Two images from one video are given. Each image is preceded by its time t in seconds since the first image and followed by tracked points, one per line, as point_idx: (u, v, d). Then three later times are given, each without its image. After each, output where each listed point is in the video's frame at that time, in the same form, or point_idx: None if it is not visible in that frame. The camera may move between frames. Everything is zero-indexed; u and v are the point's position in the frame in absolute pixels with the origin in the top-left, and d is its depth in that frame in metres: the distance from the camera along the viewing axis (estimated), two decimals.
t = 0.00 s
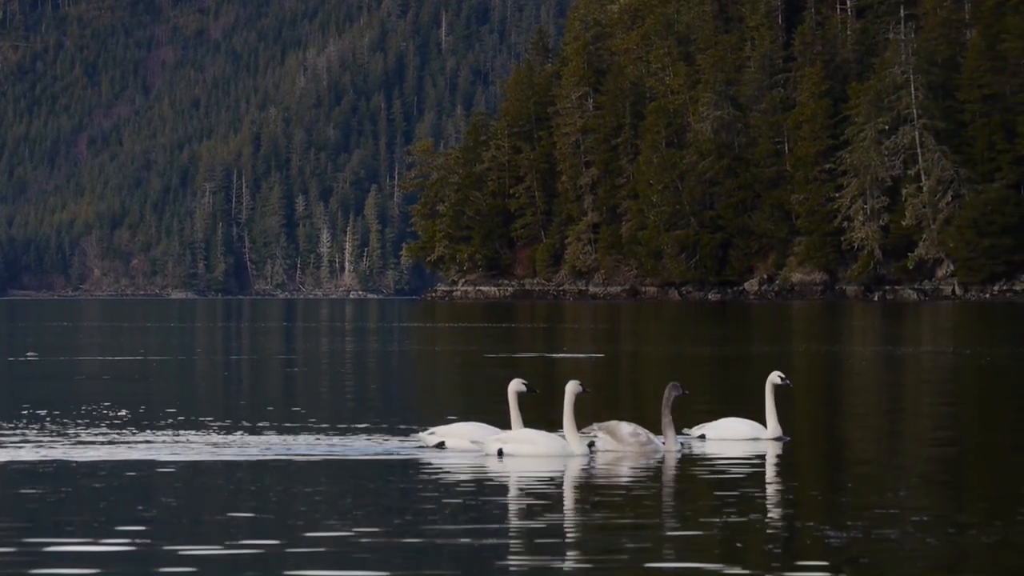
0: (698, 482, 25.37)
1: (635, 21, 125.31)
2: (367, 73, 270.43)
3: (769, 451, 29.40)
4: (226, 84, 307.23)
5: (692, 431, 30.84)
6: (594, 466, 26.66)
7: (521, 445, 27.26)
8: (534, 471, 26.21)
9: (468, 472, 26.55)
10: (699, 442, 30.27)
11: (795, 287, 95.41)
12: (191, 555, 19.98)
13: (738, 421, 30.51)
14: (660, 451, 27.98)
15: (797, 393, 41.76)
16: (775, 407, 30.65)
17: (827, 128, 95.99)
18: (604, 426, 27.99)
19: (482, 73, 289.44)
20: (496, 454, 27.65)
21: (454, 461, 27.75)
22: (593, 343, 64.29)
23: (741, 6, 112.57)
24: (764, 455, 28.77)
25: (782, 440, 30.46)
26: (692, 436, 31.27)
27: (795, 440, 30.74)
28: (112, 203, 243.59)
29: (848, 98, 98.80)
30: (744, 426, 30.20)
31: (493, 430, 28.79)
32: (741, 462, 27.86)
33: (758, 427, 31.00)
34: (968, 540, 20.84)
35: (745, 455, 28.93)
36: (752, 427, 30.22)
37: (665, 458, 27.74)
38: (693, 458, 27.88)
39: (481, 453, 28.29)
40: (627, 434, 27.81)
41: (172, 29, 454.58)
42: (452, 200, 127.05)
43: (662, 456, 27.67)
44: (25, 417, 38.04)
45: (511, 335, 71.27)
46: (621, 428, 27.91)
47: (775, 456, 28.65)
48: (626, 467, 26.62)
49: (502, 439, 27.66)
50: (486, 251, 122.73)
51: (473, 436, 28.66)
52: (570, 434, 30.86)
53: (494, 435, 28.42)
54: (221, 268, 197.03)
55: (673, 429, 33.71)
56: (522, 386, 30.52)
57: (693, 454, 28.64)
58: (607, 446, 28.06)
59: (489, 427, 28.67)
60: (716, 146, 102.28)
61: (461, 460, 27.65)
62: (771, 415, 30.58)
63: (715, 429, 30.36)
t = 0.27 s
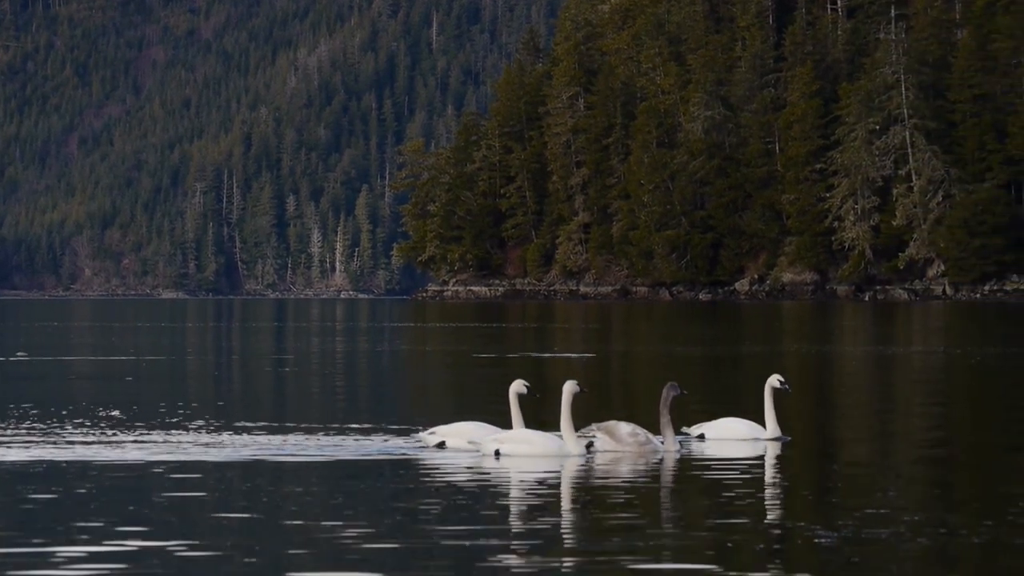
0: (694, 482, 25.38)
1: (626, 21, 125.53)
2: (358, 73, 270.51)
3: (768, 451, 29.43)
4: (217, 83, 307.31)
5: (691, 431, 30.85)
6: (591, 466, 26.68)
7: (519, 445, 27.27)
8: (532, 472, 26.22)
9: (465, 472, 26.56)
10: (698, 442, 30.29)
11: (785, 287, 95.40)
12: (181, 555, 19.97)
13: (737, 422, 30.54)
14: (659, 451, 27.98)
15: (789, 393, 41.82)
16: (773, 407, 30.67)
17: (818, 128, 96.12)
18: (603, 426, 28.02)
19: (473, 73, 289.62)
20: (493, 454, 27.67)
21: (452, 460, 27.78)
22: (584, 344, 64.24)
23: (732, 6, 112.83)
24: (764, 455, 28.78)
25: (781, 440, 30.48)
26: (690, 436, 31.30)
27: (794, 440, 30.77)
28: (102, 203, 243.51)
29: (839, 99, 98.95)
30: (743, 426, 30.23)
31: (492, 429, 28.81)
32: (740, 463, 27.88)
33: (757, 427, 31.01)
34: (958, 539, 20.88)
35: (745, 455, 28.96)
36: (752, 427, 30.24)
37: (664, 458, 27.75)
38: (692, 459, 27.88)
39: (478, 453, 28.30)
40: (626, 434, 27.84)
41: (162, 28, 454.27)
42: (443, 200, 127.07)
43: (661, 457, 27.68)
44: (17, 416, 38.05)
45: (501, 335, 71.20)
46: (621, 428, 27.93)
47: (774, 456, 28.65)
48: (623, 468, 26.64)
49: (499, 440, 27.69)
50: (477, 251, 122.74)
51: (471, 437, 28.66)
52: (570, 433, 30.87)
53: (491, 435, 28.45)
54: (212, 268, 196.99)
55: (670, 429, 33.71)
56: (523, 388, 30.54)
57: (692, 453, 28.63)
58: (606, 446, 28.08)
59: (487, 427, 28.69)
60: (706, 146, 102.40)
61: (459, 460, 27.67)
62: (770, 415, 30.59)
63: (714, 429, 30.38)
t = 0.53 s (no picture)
0: (689, 482, 25.39)
1: (617, 20, 125.78)
2: (349, 72, 270.59)
3: (769, 451, 29.43)
4: (208, 83, 307.43)
5: (691, 431, 30.82)
6: (588, 465, 26.69)
7: (516, 445, 27.30)
8: (529, 472, 26.24)
9: (462, 471, 26.55)
10: (698, 441, 30.27)
11: (776, 286, 95.35)
12: (171, 555, 19.95)
13: (738, 421, 30.51)
14: (658, 450, 27.96)
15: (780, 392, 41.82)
16: (774, 406, 30.67)
17: (809, 128, 96.20)
18: (602, 426, 28.03)
19: (463, 73, 289.92)
20: (491, 454, 27.69)
21: (450, 460, 27.79)
22: (575, 343, 64.08)
23: (723, 6, 113.08)
24: (764, 455, 28.76)
25: (781, 440, 30.50)
26: (688, 435, 31.29)
27: (794, 440, 30.79)
28: (93, 202, 243.34)
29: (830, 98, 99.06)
30: (742, 426, 30.23)
31: (491, 428, 28.82)
32: (741, 463, 27.85)
33: (757, 427, 31.00)
34: (948, 538, 20.89)
35: (747, 454, 28.93)
36: (751, 426, 30.24)
37: (665, 458, 27.71)
38: (693, 459, 27.86)
39: (475, 451, 28.31)
40: (626, 434, 27.85)
41: (153, 28, 453.75)
42: (433, 200, 126.92)
43: (662, 457, 27.65)
44: (9, 416, 38.01)
45: (491, 335, 71.05)
46: (620, 428, 27.95)
47: (773, 456, 28.65)
48: (623, 467, 26.61)
49: (496, 439, 27.70)
50: (468, 250, 122.69)
51: (469, 436, 28.68)
52: (570, 434, 30.86)
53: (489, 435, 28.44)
54: (202, 268, 196.77)
55: (667, 427, 33.74)
56: (523, 389, 30.50)
57: (691, 454, 28.60)
58: (605, 447, 28.03)
59: (485, 426, 28.69)
60: (698, 145, 102.44)
61: (456, 461, 27.67)
62: (770, 416, 30.62)
63: (714, 429, 30.37)
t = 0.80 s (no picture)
0: (687, 482, 25.36)
1: (608, 21, 125.87)
2: (341, 73, 270.32)
3: (769, 451, 29.40)
4: (200, 84, 307.21)
5: (691, 431, 30.80)
6: (587, 466, 26.66)
7: (515, 446, 27.26)
8: (528, 472, 26.20)
9: (460, 472, 26.52)
10: (697, 441, 30.27)
11: (768, 286, 95.34)
12: (160, 555, 19.93)
13: (737, 421, 30.49)
14: (657, 451, 27.94)
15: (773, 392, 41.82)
16: (773, 406, 30.66)
17: (800, 128, 96.27)
18: (602, 426, 28.00)
19: (455, 74, 289.77)
20: (488, 454, 27.67)
21: (446, 460, 27.77)
22: (567, 343, 64.04)
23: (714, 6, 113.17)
24: (764, 456, 28.72)
25: (780, 440, 30.47)
26: (687, 436, 31.29)
27: (794, 440, 30.78)
28: (84, 203, 243.00)
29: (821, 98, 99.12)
30: (742, 426, 30.23)
31: (491, 428, 28.80)
32: (739, 463, 27.82)
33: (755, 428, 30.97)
34: (938, 539, 20.89)
35: (747, 455, 28.91)
36: (751, 427, 30.20)
37: (664, 458, 27.68)
38: (691, 459, 27.84)
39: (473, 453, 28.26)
40: (625, 434, 27.81)
41: (145, 28, 453.16)
42: (425, 200, 126.84)
43: (660, 457, 27.61)
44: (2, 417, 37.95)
45: (482, 335, 70.93)
46: (619, 428, 27.91)
47: (773, 456, 28.64)
48: (620, 468, 26.58)
49: (494, 439, 27.69)
50: (459, 250, 122.65)
51: (467, 436, 28.64)
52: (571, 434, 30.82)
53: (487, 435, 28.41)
54: (194, 268, 196.55)
55: (664, 428, 33.72)
56: (526, 389, 30.44)
57: (690, 454, 28.59)
58: (604, 447, 28.00)
59: (485, 425, 28.66)
60: (689, 145, 102.47)
61: (454, 460, 27.65)
62: (770, 416, 30.60)
63: (714, 429, 30.34)
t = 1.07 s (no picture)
0: (684, 481, 25.36)
1: (600, 20, 126.02)
2: (333, 72, 270.28)
3: (769, 451, 29.39)
4: (192, 83, 307.25)
5: (690, 431, 30.80)
6: (584, 467, 26.67)
7: (513, 445, 27.26)
8: (526, 472, 26.20)
9: (458, 472, 26.51)
10: (697, 441, 30.23)
11: (760, 286, 95.33)
12: (148, 556, 19.94)
13: (737, 421, 30.48)
14: (658, 451, 27.93)
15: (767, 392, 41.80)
16: (772, 406, 30.63)
17: (792, 128, 96.35)
18: (601, 425, 27.98)
19: (447, 73, 289.98)
20: (487, 454, 27.62)
21: (444, 460, 27.75)
22: (559, 343, 63.99)
23: (706, 6, 113.30)
24: (763, 455, 28.71)
25: (780, 440, 30.47)
26: (687, 436, 31.28)
27: (794, 440, 30.72)
28: (76, 202, 242.79)
29: (813, 98, 99.23)
30: (742, 425, 30.18)
31: (492, 427, 28.73)
32: (738, 462, 27.83)
33: (756, 427, 30.95)
34: (931, 538, 20.91)
35: (747, 454, 28.89)
36: (751, 427, 30.18)
37: (663, 458, 27.69)
38: (690, 459, 27.83)
39: (472, 453, 28.24)
40: (624, 434, 27.81)
41: (136, 28, 452.72)
42: (417, 199, 126.65)
43: (660, 456, 27.59)
44: None
45: (473, 335, 70.76)
46: (619, 428, 27.90)
47: (775, 456, 28.57)
48: (619, 468, 26.57)
49: (492, 440, 27.70)
50: (451, 249, 122.63)
51: (467, 436, 28.61)
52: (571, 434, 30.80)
53: (486, 435, 28.41)
54: (186, 267, 196.37)
55: (661, 429, 33.72)
56: (527, 389, 30.43)
57: (689, 454, 28.58)
58: (603, 447, 27.98)
59: (486, 425, 28.57)
60: (681, 145, 102.52)
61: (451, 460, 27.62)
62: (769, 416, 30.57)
63: (714, 429, 30.32)
